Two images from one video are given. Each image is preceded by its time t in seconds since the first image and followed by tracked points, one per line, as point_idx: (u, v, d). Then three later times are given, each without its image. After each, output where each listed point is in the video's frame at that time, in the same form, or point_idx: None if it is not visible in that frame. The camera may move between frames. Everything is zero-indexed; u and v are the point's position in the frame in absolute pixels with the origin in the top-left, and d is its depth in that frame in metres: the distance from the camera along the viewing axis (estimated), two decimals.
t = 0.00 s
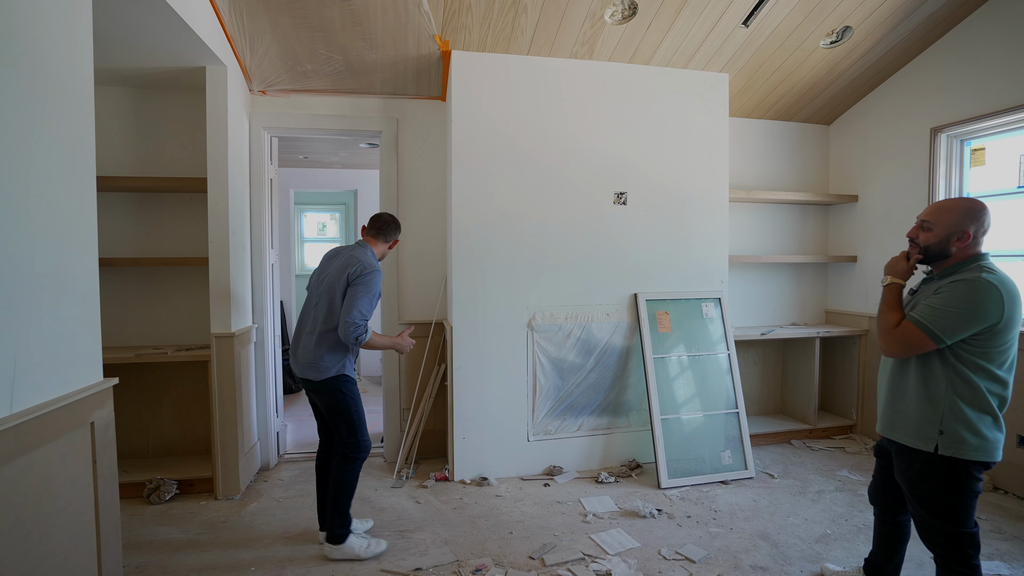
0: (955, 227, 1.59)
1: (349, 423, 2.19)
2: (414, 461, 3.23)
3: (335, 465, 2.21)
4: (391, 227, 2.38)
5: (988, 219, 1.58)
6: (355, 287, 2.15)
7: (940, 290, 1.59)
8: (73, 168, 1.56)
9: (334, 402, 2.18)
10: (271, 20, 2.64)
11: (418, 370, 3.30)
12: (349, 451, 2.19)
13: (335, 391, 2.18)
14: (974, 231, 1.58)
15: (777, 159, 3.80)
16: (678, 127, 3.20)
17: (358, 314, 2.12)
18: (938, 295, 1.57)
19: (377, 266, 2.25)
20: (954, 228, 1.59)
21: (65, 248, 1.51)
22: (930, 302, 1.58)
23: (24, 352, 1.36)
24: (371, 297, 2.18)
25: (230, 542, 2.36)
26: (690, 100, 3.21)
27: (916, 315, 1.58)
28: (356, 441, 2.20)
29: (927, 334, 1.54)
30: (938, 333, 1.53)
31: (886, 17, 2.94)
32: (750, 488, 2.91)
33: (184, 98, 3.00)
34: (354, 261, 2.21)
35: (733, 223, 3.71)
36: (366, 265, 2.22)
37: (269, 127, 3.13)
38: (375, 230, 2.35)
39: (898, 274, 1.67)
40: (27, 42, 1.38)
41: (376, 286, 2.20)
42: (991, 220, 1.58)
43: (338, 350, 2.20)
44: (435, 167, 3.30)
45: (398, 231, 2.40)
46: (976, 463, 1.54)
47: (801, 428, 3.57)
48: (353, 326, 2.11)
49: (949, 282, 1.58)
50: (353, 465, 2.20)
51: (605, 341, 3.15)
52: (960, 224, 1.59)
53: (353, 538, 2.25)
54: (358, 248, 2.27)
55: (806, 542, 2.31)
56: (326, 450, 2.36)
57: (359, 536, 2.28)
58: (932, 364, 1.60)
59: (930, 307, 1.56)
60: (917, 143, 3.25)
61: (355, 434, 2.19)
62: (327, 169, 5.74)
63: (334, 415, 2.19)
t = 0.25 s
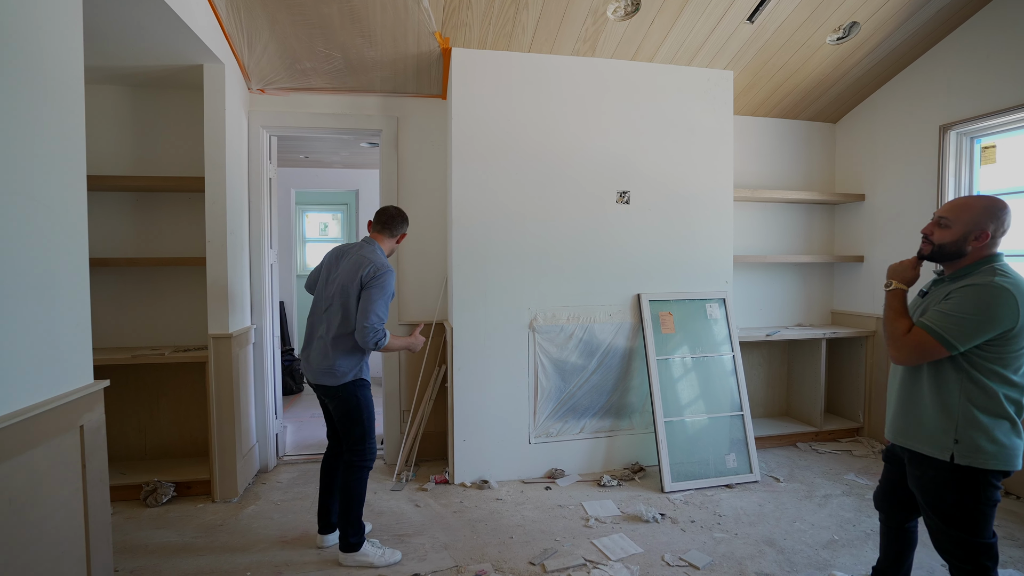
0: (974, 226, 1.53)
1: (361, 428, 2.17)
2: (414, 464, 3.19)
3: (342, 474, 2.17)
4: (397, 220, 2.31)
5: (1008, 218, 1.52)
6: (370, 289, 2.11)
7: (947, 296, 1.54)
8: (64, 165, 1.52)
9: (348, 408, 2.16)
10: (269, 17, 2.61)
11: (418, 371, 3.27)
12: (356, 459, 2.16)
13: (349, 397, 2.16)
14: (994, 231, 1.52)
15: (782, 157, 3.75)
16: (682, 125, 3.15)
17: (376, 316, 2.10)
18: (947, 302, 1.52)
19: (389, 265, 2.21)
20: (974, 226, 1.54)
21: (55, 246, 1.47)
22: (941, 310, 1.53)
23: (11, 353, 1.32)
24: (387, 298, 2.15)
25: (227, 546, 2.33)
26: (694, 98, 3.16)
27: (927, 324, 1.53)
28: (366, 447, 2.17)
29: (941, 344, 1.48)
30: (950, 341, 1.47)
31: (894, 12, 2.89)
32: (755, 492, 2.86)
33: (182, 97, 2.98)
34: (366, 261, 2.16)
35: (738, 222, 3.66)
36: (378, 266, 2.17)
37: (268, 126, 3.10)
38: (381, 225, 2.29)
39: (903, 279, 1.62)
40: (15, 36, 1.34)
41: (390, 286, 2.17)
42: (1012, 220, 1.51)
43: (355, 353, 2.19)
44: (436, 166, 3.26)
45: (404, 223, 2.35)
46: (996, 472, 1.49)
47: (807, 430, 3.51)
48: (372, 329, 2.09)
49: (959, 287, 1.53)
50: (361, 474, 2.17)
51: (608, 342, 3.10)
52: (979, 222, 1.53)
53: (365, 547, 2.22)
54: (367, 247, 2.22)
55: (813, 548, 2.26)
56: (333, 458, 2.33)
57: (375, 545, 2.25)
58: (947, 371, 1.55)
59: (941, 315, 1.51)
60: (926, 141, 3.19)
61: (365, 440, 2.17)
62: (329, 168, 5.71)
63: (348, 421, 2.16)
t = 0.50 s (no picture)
0: (990, 222, 1.48)
1: (359, 435, 2.13)
2: (411, 468, 3.15)
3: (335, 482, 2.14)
4: (393, 210, 2.20)
5: None
6: (371, 292, 2.04)
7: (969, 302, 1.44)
8: (44, 163, 1.48)
9: (348, 414, 2.12)
10: (263, 15, 2.57)
11: (416, 374, 3.22)
12: (350, 467, 2.12)
13: (351, 402, 2.12)
14: (1009, 227, 1.47)
15: (787, 156, 3.68)
16: (684, 123, 3.09)
17: (378, 321, 2.03)
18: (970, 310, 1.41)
19: (389, 266, 2.13)
20: (989, 222, 1.48)
21: (34, 247, 1.43)
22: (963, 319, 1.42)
23: None
24: (388, 301, 2.08)
25: (218, 553, 2.29)
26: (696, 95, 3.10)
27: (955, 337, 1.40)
28: (361, 452, 2.13)
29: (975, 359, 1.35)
30: (985, 354, 1.34)
31: (902, 7, 2.82)
32: (759, 498, 2.79)
33: (176, 96, 2.95)
34: (363, 263, 2.08)
35: (742, 222, 3.59)
36: (377, 267, 2.09)
37: (263, 125, 3.06)
38: (377, 217, 2.20)
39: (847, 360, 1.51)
40: None
41: (391, 287, 2.10)
42: None
43: (360, 358, 2.14)
44: (433, 165, 3.21)
45: (403, 215, 2.24)
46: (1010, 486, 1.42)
47: (812, 435, 3.44)
48: (376, 336, 2.03)
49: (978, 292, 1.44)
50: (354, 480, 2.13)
51: (608, 344, 3.04)
52: (995, 218, 1.48)
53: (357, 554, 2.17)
54: (366, 247, 2.13)
55: (818, 557, 2.20)
56: (330, 464, 2.30)
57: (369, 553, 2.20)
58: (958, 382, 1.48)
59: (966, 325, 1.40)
60: (934, 138, 3.12)
61: (360, 448, 2.13)
62: (329, 168, 5.68)
63: (349, 427, 2.12)
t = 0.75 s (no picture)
0: (1000, 221, 1.42)
1: (352, 438, 2.08)
2: (407, 471, 3.10)
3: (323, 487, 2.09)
4: (380, 205, 2.13)
5: None
6: (358, 296, 1.98)
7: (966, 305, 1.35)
8: (18, 162, 1.43)
9: (338, 418, 2.07)
10: (254, 11, 2.52)
11: (412, 376, 3.17)
12: (338, 472, 2.06)
13: (342, 406, 2.07)
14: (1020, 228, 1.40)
15: (791, 154, 3.61)
16: (685, 120, 3.02)
17: (364, 326, 1.96)
18: (972, 315, 1.33)
19: (376, 268, 2.05)
20: (1000, 222, 1.42)
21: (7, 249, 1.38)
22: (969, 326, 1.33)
23: None
24: (376, 304, 2.01)
25: (207, 559, 2.25)
26: (697, 92, 3.03)
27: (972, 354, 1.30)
28: (352, 457, 2.08)
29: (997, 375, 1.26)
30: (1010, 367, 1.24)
31: None
32: (762, 504, 2.72)
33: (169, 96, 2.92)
34: (351, 265, 2.02)
35: (745, 222, 3.52)
36: (364, 269, 2.03)
37: (257, 124, 3.02)
38: (366, 213, 2.15)
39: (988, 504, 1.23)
40: None
41: (380, 290, 2.03)
42: None
43: (352, 362, 2.08)
44: (429, 164, 3.16)
45: (392, 213, 2.16)
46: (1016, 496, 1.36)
47: (817, 438, 3.37)
48: (361, 340, 1.97)
49: (975, 293, 1.35)
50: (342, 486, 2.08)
51: (608, 346, 2.98)
52: (1006, 217, 1.41)
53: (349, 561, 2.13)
54: (354, 248, 2.08)
55: (822, 567, 2.13)
56: (320, 470, 2.26)
57: (360, 560, 2.16)
58: (959, 387, 1.42)
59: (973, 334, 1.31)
60: (943, 135, 3.04)
61: (347, 453, 2.07)
62: (328, 168, 5.64)
63: (340, 432, 2.07)
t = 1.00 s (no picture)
0: (1003, 220, 1.41)
1: (347, 443, 2.04)
2: (406, 474, 3.06)
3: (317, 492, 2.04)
4: (367, 202, 2.08)
5: None
6: (350, 296, 1.94)
7: (992, 310, 1.31)
8: None
9: (335, 422, 2.03)
10: (248, 8, 2.49)
11: (411, 378, 3.13)
12: (335, 477, 2.03)
13: (337, 410, 2.03)
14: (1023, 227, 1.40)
15: (798, 152, 3.53)
16: (689, 117, 2.96)
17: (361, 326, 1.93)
18: (1005, 320, 1.28)
19: (365, 266, 2.02)
20: (1003, 222, 1.41)
21: None
22: (1001, 332, 1.29)
23: None
24: (371, 304, 1.97)
25: (199, 565, 2.22)
26: (701, 88, 2.97)
27: (1016, 363, 1.25)
28: (348, 461, 2.04)
29: None
30: None
31: None
32: (767, 511, 2.65)
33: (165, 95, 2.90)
34: (341, 266, 1.99)
35: (750, 221, 3.45)
36: (354, 268, 1.99)
37: (253, 123, 2.99)
38: (353, 211, 2.11)
39: None
40: None
41: (373, 290, 2.00)
42: None
43: (346, 364, 2.05)
44: (428, 163, 3.12)
45: (379, 209, 2.10)
46: None
47: (825, 442, 3.29)
48: (360, 342, 1.93)
49: (995, 296, 1.31)
50: (337, 492, 2.04)
51: (609, 348, 2.92)
52: (1008, 215, 1.41)
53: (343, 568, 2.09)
54: (343, 249, 2.04)
55: None
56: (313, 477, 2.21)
57: (353, 567, 2.12)
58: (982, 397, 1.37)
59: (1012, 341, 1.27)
60: (956, 131, 2.95)
61: (343, 458, 2.03)
62: (330, 167, 5.62)
63: (335, 436, 2.03)
